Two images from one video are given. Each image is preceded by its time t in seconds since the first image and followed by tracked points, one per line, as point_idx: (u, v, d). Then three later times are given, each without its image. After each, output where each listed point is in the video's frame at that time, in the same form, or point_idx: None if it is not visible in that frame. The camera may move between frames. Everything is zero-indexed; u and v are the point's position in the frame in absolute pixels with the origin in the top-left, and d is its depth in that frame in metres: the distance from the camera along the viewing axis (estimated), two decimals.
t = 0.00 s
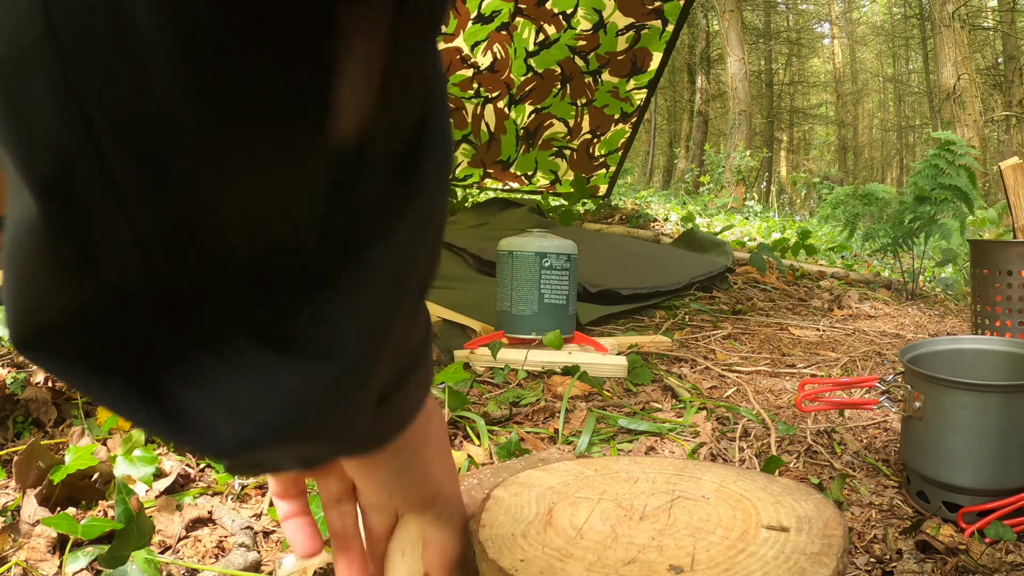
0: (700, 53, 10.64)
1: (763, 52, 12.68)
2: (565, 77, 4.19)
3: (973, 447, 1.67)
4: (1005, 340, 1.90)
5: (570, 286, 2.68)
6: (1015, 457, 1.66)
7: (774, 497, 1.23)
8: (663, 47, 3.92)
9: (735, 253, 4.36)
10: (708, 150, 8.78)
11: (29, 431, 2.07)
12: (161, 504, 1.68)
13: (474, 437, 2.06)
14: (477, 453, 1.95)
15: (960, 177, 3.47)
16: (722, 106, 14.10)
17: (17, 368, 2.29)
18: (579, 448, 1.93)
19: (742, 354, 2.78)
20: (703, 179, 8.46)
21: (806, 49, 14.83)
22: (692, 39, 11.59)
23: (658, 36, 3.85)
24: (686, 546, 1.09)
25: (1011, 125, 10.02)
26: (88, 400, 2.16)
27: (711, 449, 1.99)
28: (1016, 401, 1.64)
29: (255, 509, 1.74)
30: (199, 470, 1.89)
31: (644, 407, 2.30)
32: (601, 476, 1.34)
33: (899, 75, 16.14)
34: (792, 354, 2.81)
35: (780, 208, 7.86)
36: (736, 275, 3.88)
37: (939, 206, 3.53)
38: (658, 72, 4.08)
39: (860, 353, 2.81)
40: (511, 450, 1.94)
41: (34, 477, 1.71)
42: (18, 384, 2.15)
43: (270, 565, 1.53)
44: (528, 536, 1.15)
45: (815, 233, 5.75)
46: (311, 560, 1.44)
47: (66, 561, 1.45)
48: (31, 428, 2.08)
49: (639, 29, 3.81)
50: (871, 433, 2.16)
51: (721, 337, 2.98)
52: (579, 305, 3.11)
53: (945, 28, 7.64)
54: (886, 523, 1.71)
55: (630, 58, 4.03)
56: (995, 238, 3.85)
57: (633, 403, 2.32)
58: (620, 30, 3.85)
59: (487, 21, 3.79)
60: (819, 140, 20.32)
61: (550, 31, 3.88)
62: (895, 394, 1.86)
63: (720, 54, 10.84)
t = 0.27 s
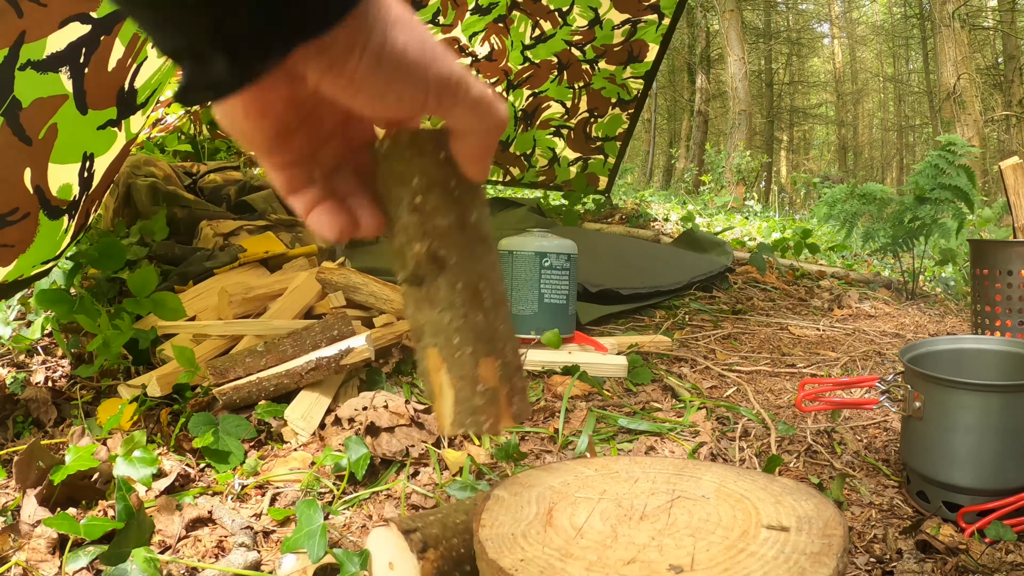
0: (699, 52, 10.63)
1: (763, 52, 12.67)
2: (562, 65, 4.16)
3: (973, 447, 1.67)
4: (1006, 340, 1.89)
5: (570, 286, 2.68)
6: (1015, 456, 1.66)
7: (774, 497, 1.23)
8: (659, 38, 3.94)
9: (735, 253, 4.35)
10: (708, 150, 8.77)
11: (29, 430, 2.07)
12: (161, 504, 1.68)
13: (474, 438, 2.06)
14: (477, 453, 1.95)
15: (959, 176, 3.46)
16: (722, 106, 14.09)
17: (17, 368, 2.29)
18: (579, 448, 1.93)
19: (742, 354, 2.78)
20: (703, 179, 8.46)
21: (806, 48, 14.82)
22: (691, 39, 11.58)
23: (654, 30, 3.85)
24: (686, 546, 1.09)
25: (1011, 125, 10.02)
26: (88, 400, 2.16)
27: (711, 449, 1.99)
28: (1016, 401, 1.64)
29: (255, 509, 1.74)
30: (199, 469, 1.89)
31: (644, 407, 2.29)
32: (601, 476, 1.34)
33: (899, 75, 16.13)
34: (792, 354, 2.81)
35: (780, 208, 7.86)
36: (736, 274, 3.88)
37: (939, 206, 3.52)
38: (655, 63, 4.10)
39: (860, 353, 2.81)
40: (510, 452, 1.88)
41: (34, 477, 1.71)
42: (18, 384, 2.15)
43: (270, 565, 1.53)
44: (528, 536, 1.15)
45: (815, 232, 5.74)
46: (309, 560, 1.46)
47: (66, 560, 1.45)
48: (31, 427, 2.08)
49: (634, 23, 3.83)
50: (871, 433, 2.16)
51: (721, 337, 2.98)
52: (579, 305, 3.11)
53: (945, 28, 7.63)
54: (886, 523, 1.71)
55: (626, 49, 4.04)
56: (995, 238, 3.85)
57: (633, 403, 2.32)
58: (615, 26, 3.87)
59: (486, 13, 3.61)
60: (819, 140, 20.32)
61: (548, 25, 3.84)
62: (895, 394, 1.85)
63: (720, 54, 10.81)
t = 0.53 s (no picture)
0: (699, 53, 10.62)
1: (763, 53, 12.67)
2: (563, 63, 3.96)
3: (972, 447, 1.68)
4: (1006, 340, 1.89)
5: (571, 286, 2.68)
6: (1014, 456, 1.67)
7: (774, 497, 1.23)
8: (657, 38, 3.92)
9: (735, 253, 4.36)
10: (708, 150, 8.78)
11: (29, 431, 2.07)
12: (161, 504, 1.68)
13: (474, 438, 2.06)
14: (477, 453, 1.95)
15: (959, 177, 3.47)
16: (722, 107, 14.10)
17: (17, 368, 2.29)
18: (579, 449, 1.93)
19: (742, 355, 2.78)
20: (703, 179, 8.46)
21: (805, 49, 14.82)
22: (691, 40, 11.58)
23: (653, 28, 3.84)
24: (686, 545, 1.09)
25: (1011, 125, 10.02)
26: (88, 400, 2.16)
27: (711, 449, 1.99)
28: (1016, 402, 1.64)
29: (255, 509, 1.74)
30: (199, 470, 1.89)
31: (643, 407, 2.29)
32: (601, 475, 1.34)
33: (899, 75, 16.14)
34: (792, 354, 2.81)
35: (780, 209, 7.87)
36: (736, 275, 3.89)
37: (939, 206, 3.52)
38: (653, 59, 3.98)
39: (860, 353, 2.81)
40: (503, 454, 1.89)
41: (34, 478, 1.71)
42: (18, 384, 2.15)
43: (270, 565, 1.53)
44: (529, 535, 1.15)
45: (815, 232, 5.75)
46: (309, 559, 1.46)
47: (67, 560, 1.45)
48: (31, 428, 2.08)
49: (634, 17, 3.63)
50: (871, 433, 2.16)
51: (721, 337, 2.98)
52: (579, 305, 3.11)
53: (945, 28, 7.63)
54: (886, 523, 1.71)
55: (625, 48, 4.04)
56: (996, 238, 3.85)
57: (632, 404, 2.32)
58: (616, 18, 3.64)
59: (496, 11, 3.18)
60: (819, 140, 20.33)
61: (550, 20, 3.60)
62: (895, 394, 1.85)
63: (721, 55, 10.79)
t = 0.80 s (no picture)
0: (699, 53, 10.60)
1: (763, 53, 12.68)
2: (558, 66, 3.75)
3: (972, 447, 1.68)
4: (1005, 340, 1.89)
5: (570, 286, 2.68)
6: (1014, 456, 1.67)
7: (775, 497, 1.23)
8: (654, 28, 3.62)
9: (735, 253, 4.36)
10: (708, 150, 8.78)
11: (29, 431, 2.07)
12: (161, 504, 1.68)
13: (474, 437, 2.06)
14: (477, 453, 1.95)
15: (958, 177, 3.47)
16: (722, 107, 14.10)
17: (16, 368, 2.29)
18: (579, 449, 1.93)
19: (742, 355, 2.78)
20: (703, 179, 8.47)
21: (805, 49, 14.82)
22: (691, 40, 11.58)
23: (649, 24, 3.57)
24: (687, 544, 1.09)
25: (1011, 125, 10.03)
26: (88, 400, 2.16)
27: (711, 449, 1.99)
28: (1016, 402, 1.64)
29: (254, 509, 1.74)
30: (198, 470, 1.89)
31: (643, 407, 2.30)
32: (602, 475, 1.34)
33: (899, 75, 16.14)
34: (792, 354, 2.81)
35: (781, 209, 7.87)
36: (736, 275, 3.89)
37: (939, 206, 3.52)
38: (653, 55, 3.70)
39: (860, 353, 2.81)
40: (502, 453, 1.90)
41: (33, 478, 1.71)
42: (18, 384, 2.15)
43: (270, 565, 1.53)
44: (530, 534, 1.15)
45: (815, 232, 5.75)
46: (310, 559, 1.46)
47: (64, 564, 1.44)
48: (31, 427, 2.08)
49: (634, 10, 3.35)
50: (871, 433, 2.16)
51: (720, 337, 2.98)
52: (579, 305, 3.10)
53: (944, 28, 7.63)
54: (886, 523, 1.71)
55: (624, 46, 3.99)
56: (996, 238, 3.85)
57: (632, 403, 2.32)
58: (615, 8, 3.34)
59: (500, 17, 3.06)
60: (819, 140, 20.34)
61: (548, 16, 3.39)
62: (895, 395, 1.85)
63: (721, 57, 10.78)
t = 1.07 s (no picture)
0: (699, 53, 10.57)
1: (763, 53, 12.67)
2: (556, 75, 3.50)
3: (972, 447, 1.68)
4: (1006, 340, 1.89)
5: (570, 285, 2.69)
6: (1014, 455, 1.67)
7: (775, 496, 1.23)
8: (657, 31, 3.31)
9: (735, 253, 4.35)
10: (708, 150, 8.77)
11: (29, 431, 2.07)
12: (161, 504, 1.68)
13: (474, 438, 2.06)
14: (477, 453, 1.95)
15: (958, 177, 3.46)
16: (722, 107, 14.09)
17: (16, 368, 2.29)
18: (579, 448, 1.92)
19: (742, 355, 2.78)
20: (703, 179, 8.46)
21: (805, 49, 14.81)
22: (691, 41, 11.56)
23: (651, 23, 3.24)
24: (688, 544, 1.10)
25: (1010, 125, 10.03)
26: (88, 400, 2.16)
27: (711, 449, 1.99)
28: (1016, 402, 1.64)
29: (255, 509, 1.74)
30: (199, 470, 1.89)
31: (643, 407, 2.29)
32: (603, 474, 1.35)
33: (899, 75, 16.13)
34: (792, 354, 2.81)
35: (781, 208, 7.87)
36: (736, 275, 3.88)
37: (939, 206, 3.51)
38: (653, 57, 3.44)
39: (860, 353, 2.81)
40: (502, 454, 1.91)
41: (34, 478, 1.71)
42: (18, 384, 2.15)
43: (270, 565, 1.53)
44: (530, 533, 1.15)
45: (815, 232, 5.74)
46: (310, 559, 1.46)
47: (66, 560, 1.45)
48: (31, 427, 2.08)
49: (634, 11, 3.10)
50: (871, 433, 2.16)
51: (720, 337, 2.98)
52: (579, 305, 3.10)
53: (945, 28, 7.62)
54: (886, 523, 1.71)
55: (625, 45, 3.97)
56: (996, 238, 3.85)
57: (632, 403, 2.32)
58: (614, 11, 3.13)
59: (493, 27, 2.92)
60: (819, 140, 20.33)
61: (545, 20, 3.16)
62: (896, 395, 1.84)
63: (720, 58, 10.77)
